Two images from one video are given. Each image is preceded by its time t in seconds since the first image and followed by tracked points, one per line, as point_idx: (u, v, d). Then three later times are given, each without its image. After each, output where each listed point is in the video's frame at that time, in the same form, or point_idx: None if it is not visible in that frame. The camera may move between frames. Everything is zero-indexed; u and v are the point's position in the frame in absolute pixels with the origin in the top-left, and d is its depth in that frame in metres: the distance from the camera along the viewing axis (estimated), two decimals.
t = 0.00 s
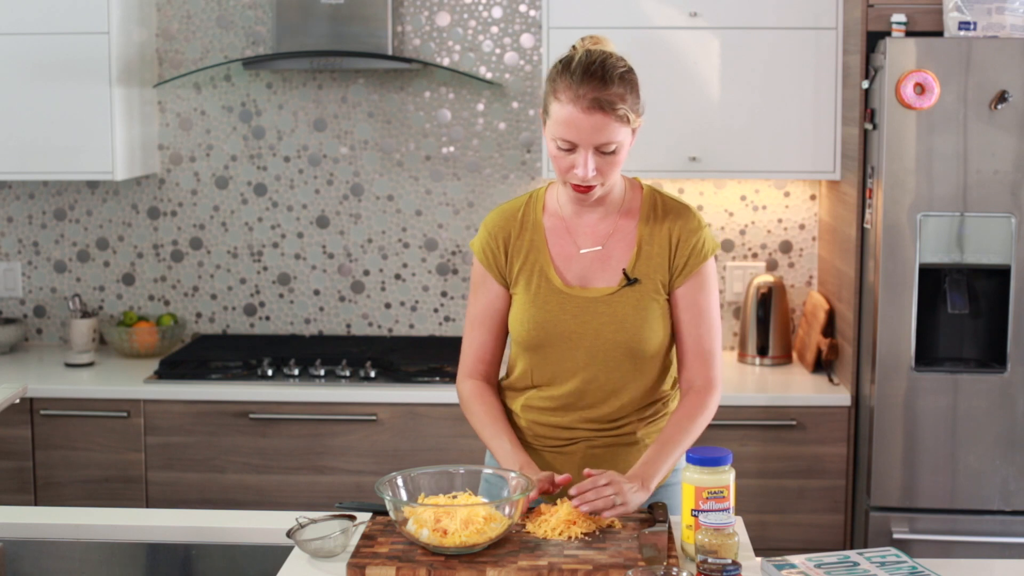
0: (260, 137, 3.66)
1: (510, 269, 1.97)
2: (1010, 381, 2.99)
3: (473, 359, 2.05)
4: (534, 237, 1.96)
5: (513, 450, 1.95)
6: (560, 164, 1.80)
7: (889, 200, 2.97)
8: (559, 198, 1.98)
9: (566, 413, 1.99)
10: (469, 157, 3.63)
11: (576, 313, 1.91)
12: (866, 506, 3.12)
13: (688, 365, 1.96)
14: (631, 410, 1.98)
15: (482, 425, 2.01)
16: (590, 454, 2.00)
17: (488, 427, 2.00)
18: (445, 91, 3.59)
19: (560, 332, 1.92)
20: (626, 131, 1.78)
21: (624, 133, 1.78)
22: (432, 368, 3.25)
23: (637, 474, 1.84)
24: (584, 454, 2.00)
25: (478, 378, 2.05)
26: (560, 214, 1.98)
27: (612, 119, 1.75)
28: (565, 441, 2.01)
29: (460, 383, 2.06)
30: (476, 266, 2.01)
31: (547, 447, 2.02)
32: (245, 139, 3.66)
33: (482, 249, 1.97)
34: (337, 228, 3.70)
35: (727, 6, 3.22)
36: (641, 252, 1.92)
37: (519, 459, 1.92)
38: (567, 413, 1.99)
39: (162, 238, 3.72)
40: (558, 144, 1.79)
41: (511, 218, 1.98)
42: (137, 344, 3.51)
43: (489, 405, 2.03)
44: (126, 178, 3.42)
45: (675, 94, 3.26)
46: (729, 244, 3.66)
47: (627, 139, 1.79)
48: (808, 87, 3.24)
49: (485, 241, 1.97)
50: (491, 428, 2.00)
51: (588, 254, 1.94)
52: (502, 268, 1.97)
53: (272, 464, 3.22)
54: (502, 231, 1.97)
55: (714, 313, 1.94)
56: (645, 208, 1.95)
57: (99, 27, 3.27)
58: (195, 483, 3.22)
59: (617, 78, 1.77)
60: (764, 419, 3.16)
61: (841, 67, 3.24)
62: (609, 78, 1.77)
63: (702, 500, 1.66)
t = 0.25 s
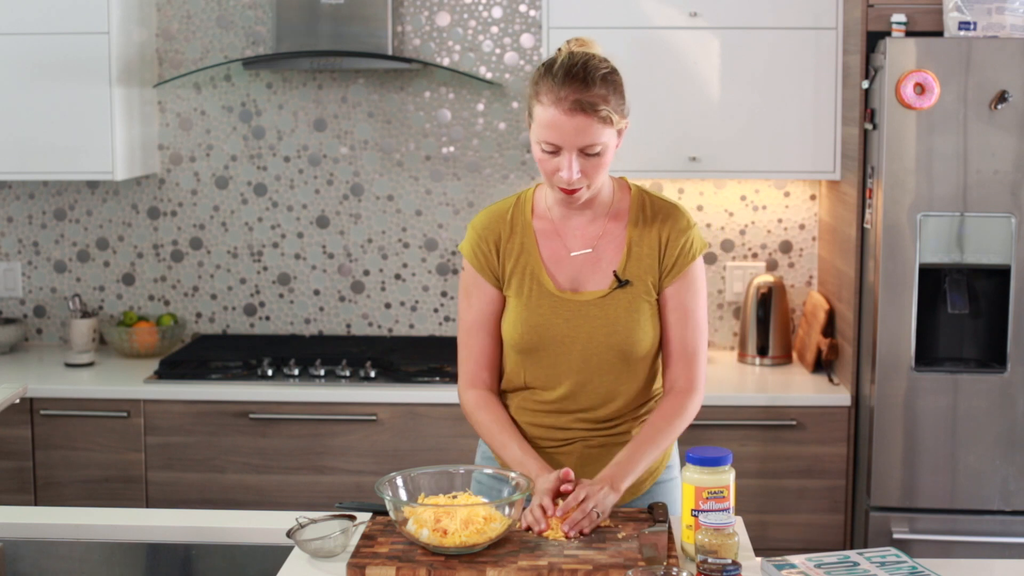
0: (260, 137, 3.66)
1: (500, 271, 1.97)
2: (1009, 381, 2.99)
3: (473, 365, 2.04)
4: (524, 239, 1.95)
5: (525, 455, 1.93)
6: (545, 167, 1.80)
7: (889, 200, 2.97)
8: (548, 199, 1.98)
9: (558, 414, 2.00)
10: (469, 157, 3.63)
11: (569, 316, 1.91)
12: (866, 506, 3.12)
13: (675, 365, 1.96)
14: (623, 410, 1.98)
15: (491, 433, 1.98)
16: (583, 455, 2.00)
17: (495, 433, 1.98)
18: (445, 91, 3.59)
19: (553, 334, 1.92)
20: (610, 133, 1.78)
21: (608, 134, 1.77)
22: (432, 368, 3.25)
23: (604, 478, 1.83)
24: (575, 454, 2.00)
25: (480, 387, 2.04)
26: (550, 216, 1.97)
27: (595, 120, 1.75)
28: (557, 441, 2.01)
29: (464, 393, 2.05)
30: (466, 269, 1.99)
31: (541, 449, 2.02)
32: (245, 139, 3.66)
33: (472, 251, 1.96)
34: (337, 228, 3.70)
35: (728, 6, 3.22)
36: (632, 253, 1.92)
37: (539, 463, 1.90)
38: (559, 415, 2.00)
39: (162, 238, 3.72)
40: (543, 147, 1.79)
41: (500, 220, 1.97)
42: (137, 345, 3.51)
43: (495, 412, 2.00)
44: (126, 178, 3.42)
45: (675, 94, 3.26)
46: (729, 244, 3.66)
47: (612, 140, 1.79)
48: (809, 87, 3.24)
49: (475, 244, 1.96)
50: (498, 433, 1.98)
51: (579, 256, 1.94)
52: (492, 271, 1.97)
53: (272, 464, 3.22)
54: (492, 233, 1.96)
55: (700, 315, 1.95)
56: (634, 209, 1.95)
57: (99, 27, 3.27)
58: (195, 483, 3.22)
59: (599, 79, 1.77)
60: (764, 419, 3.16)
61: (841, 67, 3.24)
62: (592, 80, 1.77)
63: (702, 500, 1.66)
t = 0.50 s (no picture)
0: (260, 137, 3.66)
1: (490, 274, 1.95)
2: (1009, 381, 2.99)
3: (465, 368, 2.00)
4: (515, 243, 1.94)
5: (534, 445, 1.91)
6: (531, 173, 1.80)
7: (889, 200, 2.97)
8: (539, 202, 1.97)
9: (547, 415, 2.00)
10: (469, 157, 3.63)
11: (560, 321, 1.91)
12: (866, 506, 3.12)
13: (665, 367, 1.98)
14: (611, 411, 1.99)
15: (496, 432, 1.95)
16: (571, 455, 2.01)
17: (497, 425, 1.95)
18: (445, 91, 3.59)
19: (543, 339, 1.92)
20: (596, 138, 1.77)
21: (594, 140, 1.77)
22: (432, 368, 3.25)
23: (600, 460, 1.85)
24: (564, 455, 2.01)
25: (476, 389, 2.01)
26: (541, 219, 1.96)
27: (579, 124, 1.75)
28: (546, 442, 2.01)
29: (458, 396, 2.01)
30: (457, 271, 1.97)
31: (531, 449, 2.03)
32: (245, 139, 3.66)
33: (462, 254, 1.95)
34: (337, 228, 3.70)
35: (728, 6, 3.22)
36: (622, 259, 1.92)
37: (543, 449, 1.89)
38: (548, 416, 2.00)
39: (162, 238, 3.72)
40: (528, 151, 1.78)
41: (491, 222, 1.96)
42: (137, 344, 3.51)
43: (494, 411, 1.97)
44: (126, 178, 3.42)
45: (675, 94, 3.26)
46: (729, 244, 3.66)
47: (598, 145, 1.78)
48: (809, 87, 3.24)
49: (466, 247, 1.95)
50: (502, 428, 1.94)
51: (570, 261, 1.93)
52: (482, 274, 1.95)
53: (272, 464, 3.22)
54: (483, 236, 1.95)
55: (688, 321, 1.97)
56: (625, 214, 1.95)
57: (99, 27, 3.27)
58: (195, 483, 3.22)
59: (584, 85, 1.77)
60: (764, 418, 3.16)
61: (841, 67, 3.24)
62: (576, 85, 1.76)
63: (702, 500, 1.66)
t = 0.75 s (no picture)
0: (260, 137, 3.66)
1: (479, 271, 1.95)
2: (1009, 381, 2.99)
3: (448, 361, 2.00)
4: (504, 241, 1.94)
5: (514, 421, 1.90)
6: (521, 172, 1.80)
7: (889, 200, 2.97)
8: (528, 200, 1.96)
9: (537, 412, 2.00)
10: (469, 157, 3.63)
11: (550, 319, 1.91)
12: (866, 506, 3.12)
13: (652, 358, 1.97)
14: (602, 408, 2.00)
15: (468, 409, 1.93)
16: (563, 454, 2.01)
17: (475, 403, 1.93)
18: (445, 91, 3.60)
19: (533, 337, 1.92)
20: (584, 137, 1.77)
21: (584, 139, 1.77)
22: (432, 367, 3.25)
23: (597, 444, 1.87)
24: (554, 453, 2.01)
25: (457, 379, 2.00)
26: (530, 217, 1.96)
27: (568, 124, 1.75)
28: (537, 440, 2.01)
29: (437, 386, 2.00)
30: (445, 269, 1.97)
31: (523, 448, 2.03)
32: (245, 139, 3.66)
33: (451, 253, 1.94)
34: (337, 228, 3.70)
35: (728, 6, 3.22)
36: (612, 256, 1.92)
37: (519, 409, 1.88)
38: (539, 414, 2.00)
39: (162, 238, 3.72)
40: (518, 151, 1.79)
41: (479, 221, 1.95)
42: (137, 345, 3.51)
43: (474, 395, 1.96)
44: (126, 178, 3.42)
45: (675, 94, 3.26)
46: (729, 243, 3.66)
47: (587, 144, 1.78)
48: (809, 87, 3.24)
49: (455, 245, 1.95)
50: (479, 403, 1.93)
51: (560, 259, 1.94)
52: (471, 272, 1.95)
53: (272, 464, 3.22)
54: (472, 234, 1.95)
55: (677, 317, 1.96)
56: (614, 211, 1.95)
57: (99, 27, 3.27)
58: (195, 483, 3.22)
59: (572, 84, 1.77)
60: (764, 418, 3.16)
61: (841, 67, 3.24)
62: (564, 85, 1.76)
63: (702, 499, 1.66)
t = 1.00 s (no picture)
0: (260, 137, 3.66)
1: (468, 264, 1.97)
2: (1010, 381, 2.99)
3: (422, 348, 1.99)
4: (493, 233, 1.95)
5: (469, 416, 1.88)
6: (513, 165, 1.80)
7: (889, 199, 2.97)
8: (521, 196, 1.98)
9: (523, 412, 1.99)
10: (469, 156, 3.63)
11: (534, 312, 1.91)
12: (866, 506, 3.12)
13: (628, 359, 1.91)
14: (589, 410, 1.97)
15: (417, 396, 1.91)
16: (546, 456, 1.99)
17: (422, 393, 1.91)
18: (445, 91, 3.60)
19: (517, 330, 1.92)
20: (578, 129, 1.77)
21: (576, 131, 1.77)
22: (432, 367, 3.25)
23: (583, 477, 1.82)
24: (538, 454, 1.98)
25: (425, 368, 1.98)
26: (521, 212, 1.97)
27: (561, 117, 1.75)
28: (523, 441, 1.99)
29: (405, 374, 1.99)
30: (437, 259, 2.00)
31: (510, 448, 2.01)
32: (245, 139, 3.66)
33: (441, 242, 1.97)
34: (337, 228, 3.70)
35: (728, 6, 3.22)
36: (598, 251, 1.91)
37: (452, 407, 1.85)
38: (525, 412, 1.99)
39: (162, 238, 3.72)
40: (510, 144, 1.78)
41: (471, 213, 1.97)
42: (137, 344, 3.51)
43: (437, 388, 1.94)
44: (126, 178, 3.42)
45: (675, 94, 3.26)
46: (729, 243, 3.66)
47: (580, 136, 1.78)
48: (809, 86, 3.24)
49: (446, 236, 1.97)
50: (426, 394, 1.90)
51: (547, 253, 1.93)
52: (461, 264, 1.97)
53: (272, 464, 3.22)
54: (463, 226, 1.97)
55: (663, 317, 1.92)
56: (604, 208, 1.94)
57: (99, 27, 3.27)
58: (195, 483, 3.22)
59: (565, 76, 1.77)
60: (764, 418, 3.16)
61: (841, 67, 3.24)
62: (557, 77, 1.76)
63: (702, 499, 1.66)
